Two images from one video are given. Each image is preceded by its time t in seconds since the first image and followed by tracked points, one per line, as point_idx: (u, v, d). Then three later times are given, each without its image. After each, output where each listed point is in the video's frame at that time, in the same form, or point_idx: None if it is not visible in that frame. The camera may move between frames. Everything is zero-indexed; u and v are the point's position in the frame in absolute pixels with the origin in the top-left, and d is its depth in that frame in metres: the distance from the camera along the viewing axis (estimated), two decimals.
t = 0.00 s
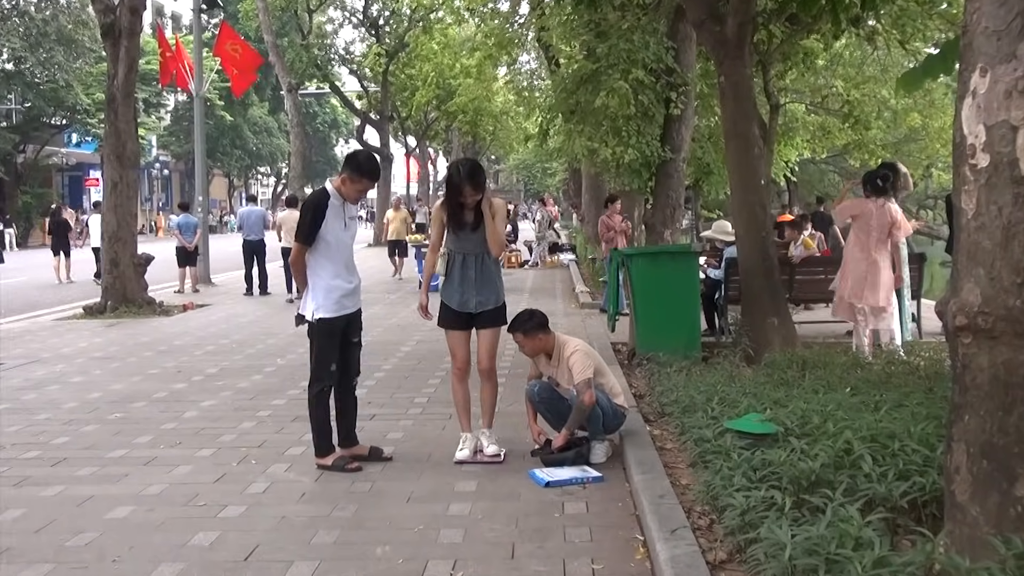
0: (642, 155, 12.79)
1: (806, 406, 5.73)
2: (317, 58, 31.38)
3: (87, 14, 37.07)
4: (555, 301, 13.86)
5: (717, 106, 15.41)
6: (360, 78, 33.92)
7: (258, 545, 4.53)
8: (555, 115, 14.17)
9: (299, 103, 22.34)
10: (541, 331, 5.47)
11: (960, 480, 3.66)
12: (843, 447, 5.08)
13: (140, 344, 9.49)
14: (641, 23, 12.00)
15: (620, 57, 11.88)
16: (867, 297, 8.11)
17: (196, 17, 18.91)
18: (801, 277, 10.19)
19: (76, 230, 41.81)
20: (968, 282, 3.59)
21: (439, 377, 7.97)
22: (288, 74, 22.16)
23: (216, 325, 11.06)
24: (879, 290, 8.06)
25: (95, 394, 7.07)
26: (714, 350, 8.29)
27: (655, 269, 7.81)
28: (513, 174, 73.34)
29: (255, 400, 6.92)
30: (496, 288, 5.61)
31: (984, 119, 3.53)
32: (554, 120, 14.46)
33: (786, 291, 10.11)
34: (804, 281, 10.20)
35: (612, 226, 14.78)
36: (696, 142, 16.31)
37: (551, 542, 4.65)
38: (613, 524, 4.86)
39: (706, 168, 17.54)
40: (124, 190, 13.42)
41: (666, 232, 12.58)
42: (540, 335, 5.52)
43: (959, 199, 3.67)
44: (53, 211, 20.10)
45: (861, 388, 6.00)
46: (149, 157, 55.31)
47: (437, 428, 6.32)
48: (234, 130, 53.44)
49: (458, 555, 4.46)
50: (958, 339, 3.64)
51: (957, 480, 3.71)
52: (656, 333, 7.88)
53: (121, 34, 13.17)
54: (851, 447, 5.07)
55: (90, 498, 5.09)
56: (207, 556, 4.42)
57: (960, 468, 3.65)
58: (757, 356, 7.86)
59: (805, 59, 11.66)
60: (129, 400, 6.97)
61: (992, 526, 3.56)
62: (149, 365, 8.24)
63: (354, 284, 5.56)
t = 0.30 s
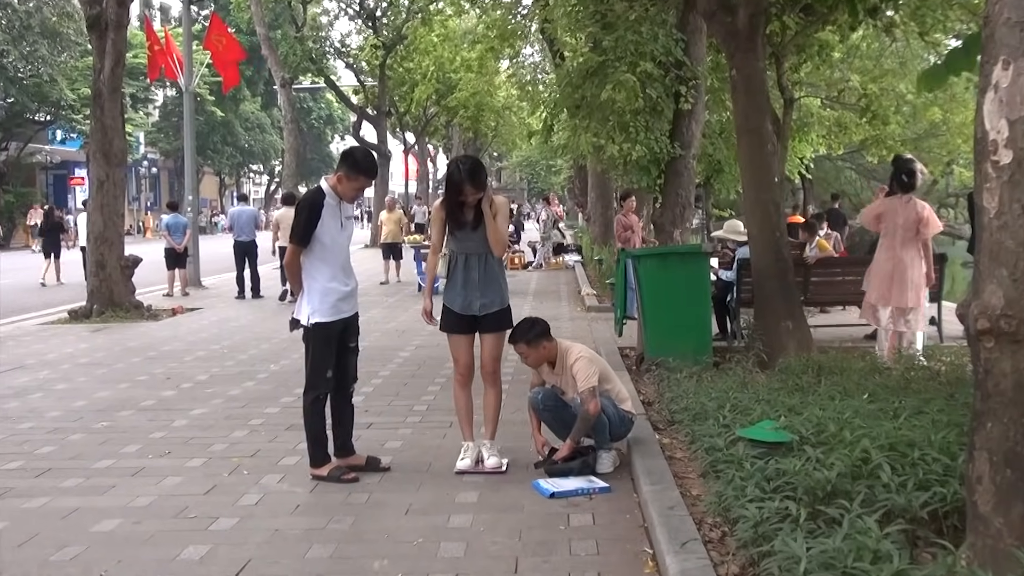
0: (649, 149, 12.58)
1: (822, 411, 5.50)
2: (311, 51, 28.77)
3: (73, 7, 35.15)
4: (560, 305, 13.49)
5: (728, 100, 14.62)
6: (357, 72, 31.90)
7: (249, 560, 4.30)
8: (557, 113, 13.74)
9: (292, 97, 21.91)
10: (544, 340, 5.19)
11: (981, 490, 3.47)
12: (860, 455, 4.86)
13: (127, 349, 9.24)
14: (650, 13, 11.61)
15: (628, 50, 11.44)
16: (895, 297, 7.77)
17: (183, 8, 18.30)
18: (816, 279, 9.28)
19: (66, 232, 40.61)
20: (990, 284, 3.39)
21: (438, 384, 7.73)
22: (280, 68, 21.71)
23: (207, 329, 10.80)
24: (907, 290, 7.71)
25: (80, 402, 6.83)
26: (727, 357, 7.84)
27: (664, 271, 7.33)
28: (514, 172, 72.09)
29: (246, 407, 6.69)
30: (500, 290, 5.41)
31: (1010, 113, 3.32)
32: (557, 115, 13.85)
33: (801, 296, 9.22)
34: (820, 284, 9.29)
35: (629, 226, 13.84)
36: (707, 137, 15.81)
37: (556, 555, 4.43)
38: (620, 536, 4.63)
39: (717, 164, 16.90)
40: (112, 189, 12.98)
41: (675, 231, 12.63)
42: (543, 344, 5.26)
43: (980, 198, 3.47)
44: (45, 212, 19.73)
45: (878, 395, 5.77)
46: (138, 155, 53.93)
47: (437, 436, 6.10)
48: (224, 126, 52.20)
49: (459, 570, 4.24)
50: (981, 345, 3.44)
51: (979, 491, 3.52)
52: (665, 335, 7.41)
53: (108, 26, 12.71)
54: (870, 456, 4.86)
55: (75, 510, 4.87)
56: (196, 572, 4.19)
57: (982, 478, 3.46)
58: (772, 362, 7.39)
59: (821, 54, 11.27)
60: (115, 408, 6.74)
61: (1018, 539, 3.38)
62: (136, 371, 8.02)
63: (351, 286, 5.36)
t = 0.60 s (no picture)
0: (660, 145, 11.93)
1: (840, 418, 5.27)
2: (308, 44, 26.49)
3: None
4: (566, 308, 13.14)
5: (740, 93, 14.40)
6: (354, 65, 29.33)
7: (244, 573, 4.08)
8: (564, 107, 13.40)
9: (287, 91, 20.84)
10: (532, 352, 4.96)
11: (1008, 500, 3.25)
12: (881, 464, 4.64)
13: (115, 354, 9.01)
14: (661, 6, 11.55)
15: (637, 41, 11.36)
16: (929, 304, 6.99)
17: None
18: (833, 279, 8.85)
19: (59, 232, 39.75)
20: (1021, 283, 3.17)
21: (439, 390, 7.50)
22: (274, 61, 20.79)
23: (200, 333, 10.55)
24: (942, 295, 6.94)
25: (66, 410, 6.62)
26: (740, 361, 7.49)
27: (675, 272, 7.01)
28: (521, 170, 71.12)
29: (239, 413, 6.49)
30: (506, 290, 5.21)
31: None
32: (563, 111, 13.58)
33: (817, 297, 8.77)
34: (837, 285, 8.85)
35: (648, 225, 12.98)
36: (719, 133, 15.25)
37: (564, 568, 4.20)
38: (629, 548, 4.42)
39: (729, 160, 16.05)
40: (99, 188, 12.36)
41: (687, 231, 12.16)
42: (531, 357, 5.00)
43: (1008, 193, 3.25)
44: (39, 211, 19.54)
45: (898, 401, 5.57)
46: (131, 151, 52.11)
47: (438, 444, 5.90)
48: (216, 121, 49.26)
49: None
50: (1007, 347, 3.22)
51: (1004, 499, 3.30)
52: (681, 338, 7.06)
53: (95, 18, 12.17)
54: (890, 465, 4.63)
55: (63, 521, 4.66)
56: None
57: (1010, 487, 3.24)
58: (786, 367, 7.13)
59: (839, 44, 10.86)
60: (103, 415, 6.53)
61: None
62: (126, 377, 7.81)
63: (351, 287, 5.17)
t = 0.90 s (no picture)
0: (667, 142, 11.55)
1: (856, 426, 5.06)
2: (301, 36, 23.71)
3: None
4: (571, 311, 12.87)
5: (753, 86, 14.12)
6: (350, 59, 27.05)
7: None
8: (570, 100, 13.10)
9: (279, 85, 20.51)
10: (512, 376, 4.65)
11: None
12: (900, 473, 4.43)
13: (101, 360, 8.81)
14: None
15: (645, 32, 11.03)
16: (951, 305, 6.78)
17: None
18: (850, 279, 8.28)
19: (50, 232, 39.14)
20: None
21: (439, 397, 7.30)
22: (266, 54, 20.51)
23: (189, 337, 10.32)
24: (966, 296, 6.73)
25: (50, 417, 6.43)
26: (752, 365, 7.24)
27: (683, 273, 6.77)
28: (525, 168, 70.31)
29: (231, 421, 6.29)
30: (509, 292, 5.02)
31: None
32: (568, 104, 13.16)
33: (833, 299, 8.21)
34: (853, 286, 8.30)
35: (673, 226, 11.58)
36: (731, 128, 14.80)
37: None
38: (636, 561, 4.22)
39: (741, 157, 15.65)
40: (84, 186, 11.78)
41: (699, 229, 11.86)
42: (514, 382, 4.68)
43: None
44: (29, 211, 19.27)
45: (918, 407, 5.37)
46: (117, 147, 50.28)
47: (437, 453, 5.70)
48: (205, 117, 47.15)
49: None
50: None
51: None
52: (690, 340, 6.84)
53: (80, 9, 11.49)
54: (909, 474, 4.43)
55: (47, 533, 4.47)
56: None
57: None
58: (801, 373, 6.83)
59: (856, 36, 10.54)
60: (89, 423, 6.33)
61: None
62: (112, 384, 7.61)
63: (348, 289, 4.96)
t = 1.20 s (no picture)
0: (675, 136, 11.28)
1: (872, 431, 4.88)
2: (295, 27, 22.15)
3: None
4: (576, 313, 12.69)
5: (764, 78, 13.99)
6: (346, 51, 25.63)
7: None
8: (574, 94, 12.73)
9: (273, 78, 20.13)
10: (508, 387, 4.47)
11: None
12: (917, 480, 4.24)
13: (88, 363, 8.63)
14: None
15: (653, 21, 10.79)
16: (968, 304, 6.64)
17: None
18: (868, 279, 7.88)
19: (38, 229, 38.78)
20: None
21: (439, 401, 7.13)
22: (259, 46, 20.30)
23: (180, 340, 10.13)
24: (984, 295, 6.59)
25: (36, 424, 6.26)
26: (763, 369, 7.06)
27: (693, 274, 6.60)
28: (529, 163, 69.61)
29: (223, 427, 6.12)
30: (513, 295, 4.85)
31: None
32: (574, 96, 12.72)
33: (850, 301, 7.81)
34: (871, 287, 7.90)
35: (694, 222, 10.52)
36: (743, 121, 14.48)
37: None
38: (643, 572, 4.04)
39: (753, 151, 15.21)
40: (70, 183, 11.40)
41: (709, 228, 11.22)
42: (514, 395, 4.51)
43: None
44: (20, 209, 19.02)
45: (937, 412, 5.19)
46: (105, 143, 50.08)
47: (437, 460, 5.53)
48: (197, 111, 46.94)
49: None
50: None
51: None
52: (701, 343, 6.65)
53: None
54: (927, 481, 4.24)
55: (29, 545, 4.29)
56: None
57: None
58: (814, 375, 6.65)
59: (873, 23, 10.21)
60: (76, 430, 6.16)
61: None
62: (98, 388, 7.43)
63: (346, 294, 4.77)
